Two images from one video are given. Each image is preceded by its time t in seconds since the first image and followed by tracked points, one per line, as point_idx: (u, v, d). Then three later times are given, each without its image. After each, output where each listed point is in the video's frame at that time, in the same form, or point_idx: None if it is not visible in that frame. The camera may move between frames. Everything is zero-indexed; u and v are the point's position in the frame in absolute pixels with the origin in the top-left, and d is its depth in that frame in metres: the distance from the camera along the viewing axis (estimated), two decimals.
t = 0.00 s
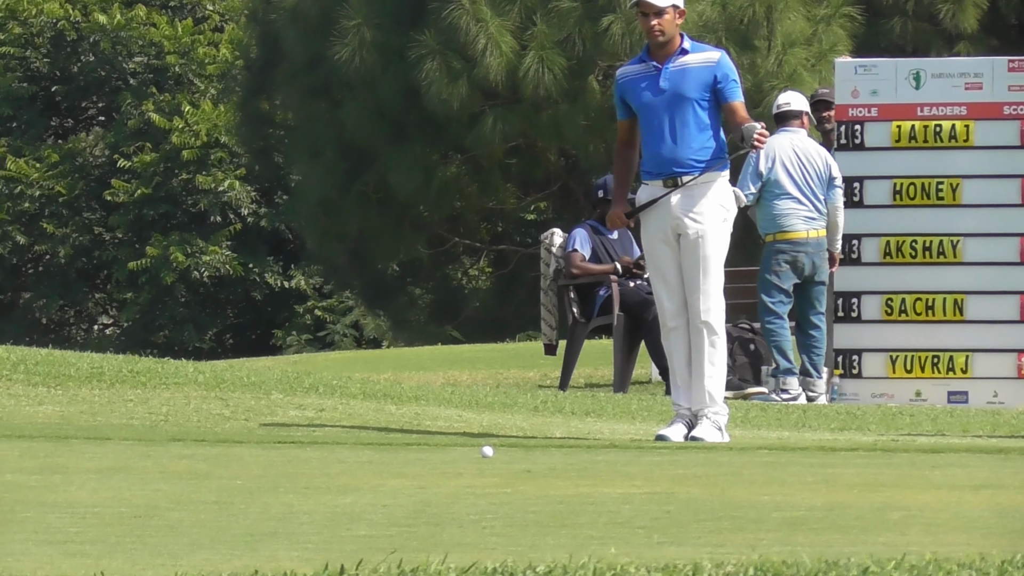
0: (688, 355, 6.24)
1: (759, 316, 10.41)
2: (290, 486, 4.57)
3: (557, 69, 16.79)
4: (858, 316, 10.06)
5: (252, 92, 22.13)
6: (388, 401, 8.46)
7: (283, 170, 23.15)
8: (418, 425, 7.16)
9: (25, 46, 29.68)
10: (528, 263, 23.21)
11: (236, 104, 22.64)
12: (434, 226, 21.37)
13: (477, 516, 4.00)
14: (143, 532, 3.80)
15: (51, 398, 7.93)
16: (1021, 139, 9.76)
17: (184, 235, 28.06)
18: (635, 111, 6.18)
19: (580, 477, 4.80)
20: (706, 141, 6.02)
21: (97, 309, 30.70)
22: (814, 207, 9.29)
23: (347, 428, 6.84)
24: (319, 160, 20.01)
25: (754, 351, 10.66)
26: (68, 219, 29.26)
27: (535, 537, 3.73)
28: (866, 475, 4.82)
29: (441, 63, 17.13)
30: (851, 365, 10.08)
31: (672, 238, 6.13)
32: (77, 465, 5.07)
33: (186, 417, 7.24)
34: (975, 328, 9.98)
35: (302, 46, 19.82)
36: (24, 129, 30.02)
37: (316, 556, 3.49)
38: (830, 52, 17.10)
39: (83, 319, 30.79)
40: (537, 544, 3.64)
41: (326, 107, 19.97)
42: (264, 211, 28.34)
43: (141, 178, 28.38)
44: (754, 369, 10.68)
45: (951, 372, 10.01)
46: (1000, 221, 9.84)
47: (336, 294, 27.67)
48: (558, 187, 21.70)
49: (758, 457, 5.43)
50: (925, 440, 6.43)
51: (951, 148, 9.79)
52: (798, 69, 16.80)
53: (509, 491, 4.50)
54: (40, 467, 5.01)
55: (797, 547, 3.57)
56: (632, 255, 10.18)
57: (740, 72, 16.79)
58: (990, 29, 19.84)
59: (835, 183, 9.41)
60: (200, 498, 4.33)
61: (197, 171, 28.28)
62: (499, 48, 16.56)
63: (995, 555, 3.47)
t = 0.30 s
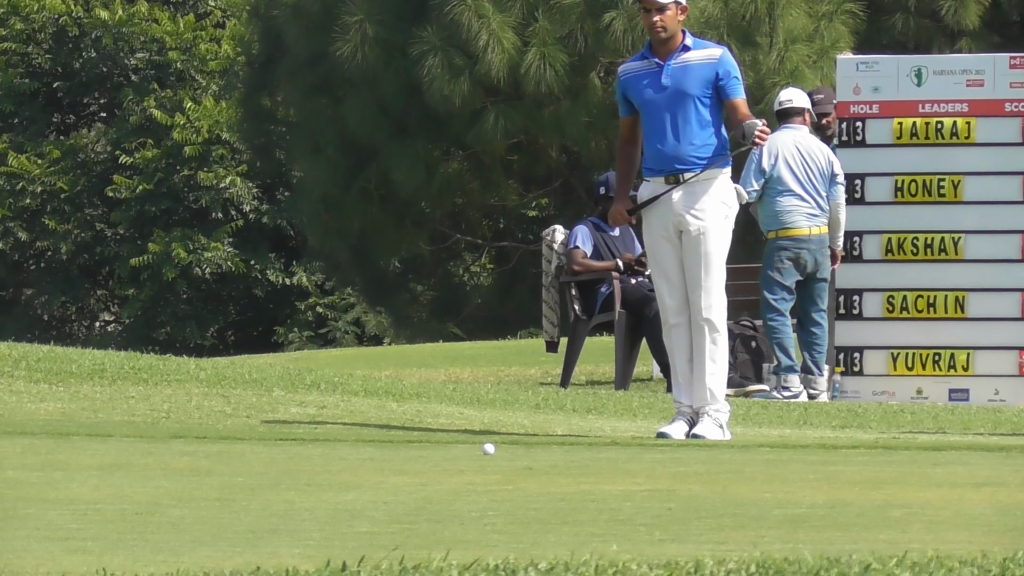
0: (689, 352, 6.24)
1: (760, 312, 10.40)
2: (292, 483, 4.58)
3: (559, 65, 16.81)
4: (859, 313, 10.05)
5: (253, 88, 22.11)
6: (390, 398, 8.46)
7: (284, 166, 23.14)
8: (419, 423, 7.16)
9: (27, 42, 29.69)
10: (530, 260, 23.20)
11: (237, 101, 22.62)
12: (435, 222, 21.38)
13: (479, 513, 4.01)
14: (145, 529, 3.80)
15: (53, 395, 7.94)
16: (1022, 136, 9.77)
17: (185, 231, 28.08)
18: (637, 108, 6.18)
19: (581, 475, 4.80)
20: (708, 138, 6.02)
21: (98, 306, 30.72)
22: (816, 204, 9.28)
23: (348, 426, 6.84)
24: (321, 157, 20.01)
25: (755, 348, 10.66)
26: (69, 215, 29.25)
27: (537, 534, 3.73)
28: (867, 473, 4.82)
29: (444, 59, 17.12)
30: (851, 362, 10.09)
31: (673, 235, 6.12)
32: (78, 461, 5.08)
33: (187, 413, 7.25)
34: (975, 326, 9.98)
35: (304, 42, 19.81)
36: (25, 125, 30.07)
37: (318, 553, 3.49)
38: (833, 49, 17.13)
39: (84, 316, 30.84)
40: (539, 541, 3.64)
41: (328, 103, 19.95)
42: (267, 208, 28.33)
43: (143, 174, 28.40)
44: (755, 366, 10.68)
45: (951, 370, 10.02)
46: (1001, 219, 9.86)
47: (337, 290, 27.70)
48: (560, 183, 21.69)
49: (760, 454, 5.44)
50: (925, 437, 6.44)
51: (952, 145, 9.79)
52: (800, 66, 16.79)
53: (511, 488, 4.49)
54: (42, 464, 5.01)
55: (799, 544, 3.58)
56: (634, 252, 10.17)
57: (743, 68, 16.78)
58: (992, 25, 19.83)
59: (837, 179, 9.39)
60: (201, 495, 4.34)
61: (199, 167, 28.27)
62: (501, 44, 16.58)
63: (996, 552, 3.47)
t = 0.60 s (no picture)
0: (689, 352, 6.24)
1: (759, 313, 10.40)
2: (291, 483, 4.58)
3: (558, 65, 16.82)
4: (858, 314, 10.06)
5: (252, 88, 22.10)
6: (389, 397, 8.46)
7: (283, 166, 23.13)
8: (418, 422, 7.15)
9: (26, 41, 29.67)
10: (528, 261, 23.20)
11: (236, 100, 22.61)
12: (434, 222, 21.40)
13: (478, 513, 4.01)
14: (143, 529, 3.80)
15: (52, 394, 7.94)
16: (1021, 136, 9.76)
17: (184, 231, 28.08)
18: (637, 108, 6.18)
19: (580, 475, 4.80)
20: (708, 138, 6.02)
21: (97, 305, 30.69)
22: (817, 205, 9.29)
23: (347, 425, 6.84)
24: (320, 156, 20.00)
25: (754, 349, 10.66)
26: (68, 215, 29.23)
27: (536, 534, 3.73)
28: (866, 473, 4.82)
29: (443, 58, 17.12)
30: (851, 363, 10.08)
31: (673, 236, 6.12)
32: (77, 460, 5.08)
33: (186, 413, 7.25)
34: (975, 327, 9.96)
35: (303, 41, 19.79)
36: (25, 124, 30.11)
37: (318, 553, 3.49)
38: (832, 50, 17.14)
39: (83, 315, 30.82)
40: (539, 541, 3.64)
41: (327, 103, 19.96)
42: (265, 207, 28.30)
43: (141, 174, 28.40)
44: (754, 367, 10.69)
45: (950, 370, 10.00)
46: (1000, 219, 9.86)
47: (336, 290, 27.71)
48: (558, 183, 21.67)
49: (758, 455, 5.44)
50: (924, 437, 6.44)
51: (951, 146, 9.79)
52: (799, 66, 16.77)
53: (509, 488, 4.49)
54: (40, 463, 5.01)
55: (798, 545, 3.57)
56: (633, 252, 10.17)
57: (742, 69, 16.77)
58: (990, 26, 19.85)
59: (836, 180, 9.41)
60: (199, 495, 4.33)
61: (197, 167, 28.25)
62: (500, 44, 16.58)
63: (996, 553, 3.47)
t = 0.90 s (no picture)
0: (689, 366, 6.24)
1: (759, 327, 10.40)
2: (291, 496, 4.58)
3: (559, 79, 16.87)
4: (858, 328, 10.07)
5: (253, 100, 22.12)
6: (389, 411, 8.46)
7: (284, 179, 23.15)
8: (418, 436, 7.15)
9: (27, 53, 29.72)
10: (528, 274, 23.19)
11: (237, 113, 22.63)
12: (435, 235, 21.42)
13: (479, 527, 4.01)
14: (144, 541, 3.80)
15: (52, 406, 7.94)
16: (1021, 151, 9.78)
17: (184, 243, 28.09)
18: (638, 122, 6.20)
19: (581, 489, 4.80)
20: (709, 152, 6.03)
21: (97, 318, 30.73)
22: (820, 219, 9.31)
23: (348, 438, 6.84)
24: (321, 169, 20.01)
25: (755, 363, 10.65)
26: (68, 227, 29.24)
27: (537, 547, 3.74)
28: (867, 487, 4.82)
29: (444, 71, 17.15)
30: (851, 377, 10.09)
31: (673, 250, 6.13)
32: (77, 472, 5.07)
33: (187, 426, 7.24)
34: (975, 341, 9.96)
35: (304, 54, 19.81)
36: (25, 136, 30.19)
37: (319, 566, 3.49)
38: (833, 64, 17.12)
39: (83, 328, 30.81)
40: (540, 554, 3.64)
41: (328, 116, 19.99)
42: (266, 220, 28.31)
43: (142, 186, 28.41)
44: (754, 381, 10.69)
45: (950, 385, 10.00)
46: (1001, 234, 9.84)
47: (336, 303, 27.73)
48: (558, 197, 21.66)
49: (758, 469, 5.43)
50: (924, 452, 6.43)
51: (952, 160, 9.80)
52: (800, 80, 16.80)
53: (510, 501, 4.49)
54: (40, 475, 5.00)
55: (800, 559, 3.58)
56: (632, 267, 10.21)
57: (742, 83, 16.84)
58: (991, 40, 19.90)
59: (838, 194, 9.44)
60: (200, 507, 4.33)
61: (197, 179, 28.24)
62: (501, 57, 16.60)
63: (998, 568, 3.48)
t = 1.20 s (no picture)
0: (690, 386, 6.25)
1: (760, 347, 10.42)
2: (292, 515, 4.58)
3: (560, 100, 16.90)
4: (859, 349, 10.07)
5: (254, 120, 22.17)
6: (390, 431, 8.46)
7: (285, 199, 23.18)
8: (419, 456, 7.15)
9: (28, 73, 29.80)
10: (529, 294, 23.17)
11: (238, 133, 22.67)
12: (436, 255, 21.44)
13: (479, 547, 4.01)
14: (144, 561, 3.80)
15: (52, 426, 7.94)
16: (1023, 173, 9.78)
17: (185, 263, 28.11)
18: (640, 143, 6.22)
19: (581, 509, 4.80)
20: (710, 173, 6.06)
21: (98, 338, 30.73)
22: (822, 240, 9.33)
23: (349, 458, 6.84)
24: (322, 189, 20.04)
25: (755, 384, 10.65)
26: (69, 246, 29.27)
27: (537, 568, 3.74)
28: (867, 508, 4.82)
29: (444, 92, 17.21)
30: (851, 399, 10.09)
31: (675, 270, 6.14)
32: (78, 492, 5.07)
33: (187, 445, 7.25)
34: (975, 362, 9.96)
35: (306, 74, 19.86)
36: (26, 155, 30.30)
37: None
38: (834, 85, 17.12)
39: (84, 347, 30.81)
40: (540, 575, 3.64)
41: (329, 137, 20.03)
42: (267, 240, 28.32)
43: (143, 207, 28.44)
44: (755, 402, 10.66)
45: (951, 407, 10.00)
46: (1002, 255, 9.82)
47: (336, 323, 27.74)
48: (560, 218, 21.65)
49: (759, 489, 5.43)
50: (925, 474, 6.43)
51: (954, 181, 9.81)
52: (801, 101, 16.84)
53: (512, 522, 4.49)
54: (41, 495, 5.01)
55: None
56: (634, 287, 10.15)
57: (743, 104, 16.89)
58: (993, 61, 19.95)
59: (840, 216, 9.46)
60: (201, 527, 4.34)
61: (199, 200, 28.24)
62: (502, 78, 16.64)
63: None
